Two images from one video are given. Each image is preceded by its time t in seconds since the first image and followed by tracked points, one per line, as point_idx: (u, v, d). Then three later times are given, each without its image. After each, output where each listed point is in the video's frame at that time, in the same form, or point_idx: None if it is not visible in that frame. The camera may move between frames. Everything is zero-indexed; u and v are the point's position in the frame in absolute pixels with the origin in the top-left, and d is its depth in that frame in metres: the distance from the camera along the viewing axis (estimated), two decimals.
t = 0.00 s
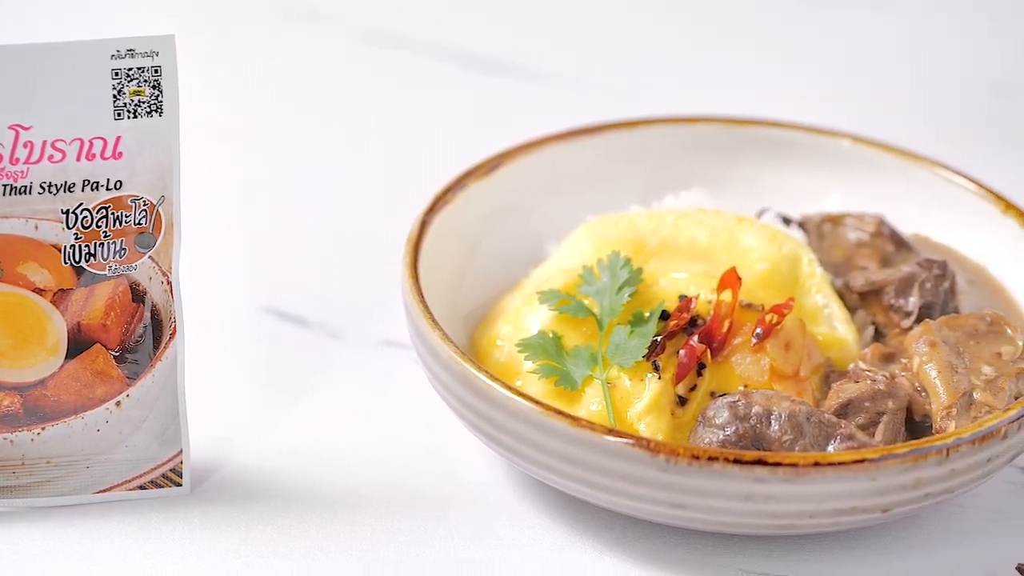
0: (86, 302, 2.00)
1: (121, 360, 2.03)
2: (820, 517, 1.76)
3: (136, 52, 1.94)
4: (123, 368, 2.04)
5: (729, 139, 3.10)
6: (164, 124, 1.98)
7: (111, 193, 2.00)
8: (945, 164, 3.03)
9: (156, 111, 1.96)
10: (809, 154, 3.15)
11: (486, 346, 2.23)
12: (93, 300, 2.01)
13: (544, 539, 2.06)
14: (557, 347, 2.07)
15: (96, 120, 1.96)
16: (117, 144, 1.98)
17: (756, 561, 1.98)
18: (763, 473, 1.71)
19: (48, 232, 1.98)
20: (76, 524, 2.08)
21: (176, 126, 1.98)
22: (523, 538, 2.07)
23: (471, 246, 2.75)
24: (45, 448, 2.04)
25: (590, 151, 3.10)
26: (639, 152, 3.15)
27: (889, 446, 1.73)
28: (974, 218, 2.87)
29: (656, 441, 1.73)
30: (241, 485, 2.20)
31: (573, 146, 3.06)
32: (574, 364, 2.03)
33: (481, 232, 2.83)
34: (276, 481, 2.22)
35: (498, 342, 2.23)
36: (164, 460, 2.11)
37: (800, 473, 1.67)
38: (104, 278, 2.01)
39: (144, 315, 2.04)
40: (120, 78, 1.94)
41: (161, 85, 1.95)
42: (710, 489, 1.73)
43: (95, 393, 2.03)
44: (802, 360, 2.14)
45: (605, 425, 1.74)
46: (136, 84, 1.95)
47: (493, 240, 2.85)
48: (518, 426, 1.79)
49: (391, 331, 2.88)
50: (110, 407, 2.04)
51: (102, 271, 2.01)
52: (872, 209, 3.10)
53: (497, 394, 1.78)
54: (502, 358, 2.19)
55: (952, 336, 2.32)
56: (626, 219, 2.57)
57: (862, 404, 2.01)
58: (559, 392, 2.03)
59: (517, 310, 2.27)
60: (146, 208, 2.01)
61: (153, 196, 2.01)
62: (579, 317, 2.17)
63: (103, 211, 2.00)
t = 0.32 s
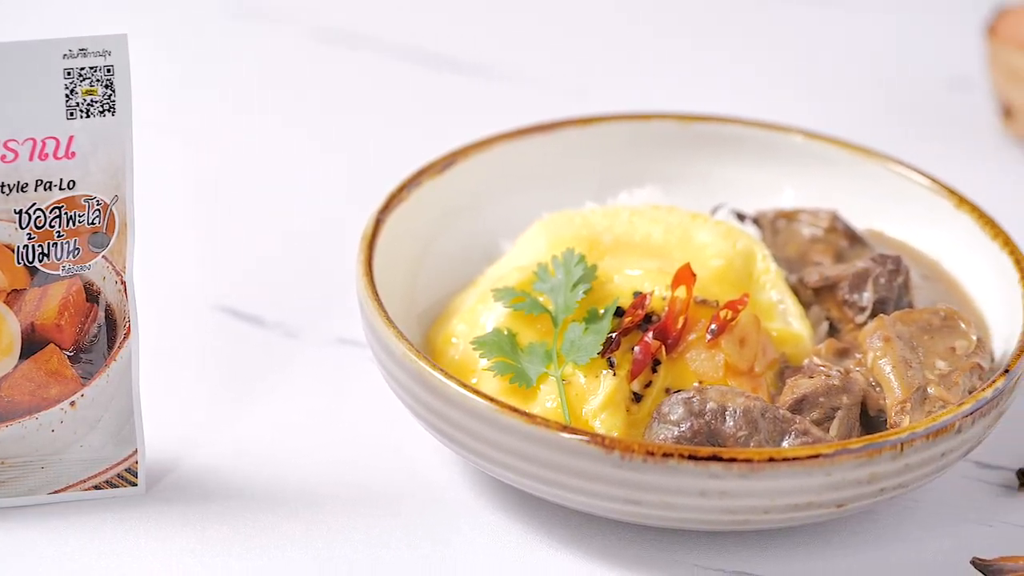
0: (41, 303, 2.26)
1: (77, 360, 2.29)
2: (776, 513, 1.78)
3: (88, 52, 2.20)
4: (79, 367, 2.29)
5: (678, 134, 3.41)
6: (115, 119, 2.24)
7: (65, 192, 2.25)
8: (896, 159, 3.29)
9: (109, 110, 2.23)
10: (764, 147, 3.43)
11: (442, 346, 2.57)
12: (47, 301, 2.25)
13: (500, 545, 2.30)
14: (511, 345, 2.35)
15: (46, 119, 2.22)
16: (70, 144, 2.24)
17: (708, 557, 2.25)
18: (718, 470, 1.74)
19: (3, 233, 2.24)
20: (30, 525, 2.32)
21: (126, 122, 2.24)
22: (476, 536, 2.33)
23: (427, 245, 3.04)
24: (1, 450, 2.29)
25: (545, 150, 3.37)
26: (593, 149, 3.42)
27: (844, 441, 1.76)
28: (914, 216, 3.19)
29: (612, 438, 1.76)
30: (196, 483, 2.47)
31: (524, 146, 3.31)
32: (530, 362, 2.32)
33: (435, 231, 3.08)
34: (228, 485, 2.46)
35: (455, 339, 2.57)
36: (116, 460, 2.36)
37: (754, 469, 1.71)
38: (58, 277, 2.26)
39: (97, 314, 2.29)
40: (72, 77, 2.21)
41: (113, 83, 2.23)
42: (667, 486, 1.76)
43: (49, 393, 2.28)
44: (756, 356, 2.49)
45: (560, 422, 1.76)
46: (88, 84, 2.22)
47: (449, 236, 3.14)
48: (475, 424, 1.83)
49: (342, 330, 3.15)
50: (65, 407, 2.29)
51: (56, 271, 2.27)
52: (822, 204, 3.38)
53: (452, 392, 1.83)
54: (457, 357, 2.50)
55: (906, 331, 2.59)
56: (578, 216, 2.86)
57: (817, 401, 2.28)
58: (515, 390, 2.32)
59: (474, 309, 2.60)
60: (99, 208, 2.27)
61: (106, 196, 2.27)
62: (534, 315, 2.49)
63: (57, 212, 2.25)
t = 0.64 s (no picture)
0: None
1: (33, 361, 2.41)
2: (732, 508, 2.00)
3: (42, 52, 2.35)
4: (34, 368, 2.42)
5: (634, 131, 3.59)
6: (70, 121, 2.37)
7: (20, 192, 2.38)
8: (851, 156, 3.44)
9: (62, 110, 2.36)
10: (717, 144, 3.60)
11: (400, 344, 2.76)
12: (3, 301, 2.37)
13: (454, 542, 2.44)
14: (465, 342, 2.56)
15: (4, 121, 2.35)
16: (24, 144, 2.37)
17: (662, 553, 2.41)
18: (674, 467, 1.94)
19: None
20: None
21: (79, 122, 2.37)
22: (432, 537, 2.46)
23: (383, 241, 3.21)
24: None
25: (497, 150, 3.55)
26: (543, 145, 3.60)
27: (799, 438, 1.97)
28: (870, 211, 3.35)
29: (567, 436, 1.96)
30: (152, 483, 2.59)
31: (469, 146, 3.47)
32: (485, 360, 2.52)
33: (388, 229, 3.25)
34: (185, 483, 2.59)
35: (412, 338, 2.77)
36: (75, 460, 2.47)
37: (708, 465, 1.90)
38: (14, 278, 2.39)
39: (52, 315, 2.41)
40: (26, 78, 2.35)
41: (67, 83, 2.36)
42: (624, 484, 1.96)
43: (6, 393, 2.41)
44: (712, 352, 2.67)
45: (516, 420, 1.96)
46: (42, 85, 2.35)
47: (406, 232, 3.31)
48: (439, 425, 2.04)
49: (301, 330, 3.27)
50: (22, 407, 2.41)
51: (11, 271, 2.38)
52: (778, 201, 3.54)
53: (407, 391, 2.04)
54: (414, 356, 2.70)
55: (861, 326, 2.78)
56: (534, 214, 3.06)
57: (772, 397, 2.47)
58: (470, 388, 2.51)
59: (430, 308, 2.80)
60: (54, 208, 2.40)
61: (60, 197, 2.40)
62: (489, 314, 2.69)
63: (11, 212, 2.38)
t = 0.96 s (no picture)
0: None
1: None
2: (692, 504, 2.09)
3: None
4: None
5: (593, 129, 3.71)
6: (26, 119, 2.44)
7: None
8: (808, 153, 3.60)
9: (19, 110, 2.43)
10: (674, 140, 3.73)
11: (358, 343, 2.86)
12: None
13: (413, 542, 2.52)
14: (425, 341, 2.63)
15: None
16: None
17: (622, 551, 2.50)
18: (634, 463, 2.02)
19: None
20: None
21: (35, 122, 2.44)
22: (391, 537, 2.53)
23: (343, 238, 3.29)
24: None
25: (456, 148, 3.65)
26: (503, 143, 3.72)
27: (758, 435, 2.06)
28: (826, 208, 3.50)
29: (527, 434, 2.04)
30: (109, 484, 2.64)
31: (421, 145, 3.54)
32: (444, 358, 2.59)
33: (347, 226, 3.33)
34: (146, 483, 2.64)
35: (370, 337, 2.87)
36: (34, 460, 2.53)
37: (666, 462, 1.98)
38: None
39: (11, 315, 2.49)
40: None
41: (22, 83, 2.44)
42: (583, 481, 2.04)
43: None
44: (671, 350, 2.76)
45: (476, 419, 2.04)
46: None
47: (364, 231, 3.40)
48: (402, 427, 2.12)
49: (260, 330, 3.33)
50: None
51: None
52: (736, 198, 3.68)
53: (367, 389, 2.11)
54: (374, 356, 2.80)
55: (820, 322, 2.86)
56: (493, 211, 3.18)
57: (732, 393, 2.58)
58: (431, 385, 2.59)
59: (389, 306, 2.88)
60: (11, 208, 2.46)
61: (17, 197, 2.46)
62: (450, 312, 2.78)
63: None
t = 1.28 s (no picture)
0: None
1: None
2: (656, 501, 2.18)
3: None
4: None
5: (557, 126, 3.73)
6: None
7: None
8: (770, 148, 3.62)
9: None
10: (638, 137, 3.75)
11: (321, 341, 2.86)
12: None
13: (377, 540, 2.54)
14: (389, 339, 2.66)
15: None
16: None
17: (586, 548, 2.53)
18: (599, 461, 2.10)
19: None
20: None
21: None
22: (355, 535, 2.56)
23: (307, 238, 3.32)
24: None
25: (421, 146, 3.66)
26: (466, 140, 3.72)
27: (722, 432, 2.14)
28: (791, 205, 3.54)
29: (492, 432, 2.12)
30: (70, 486, 2.65)
31: (383, 144, 3.56)
32: (408, 356, 2.63)
33: (311, 225, 3.35)
34: (110, 484, 2.66)
35: (333, 335, 2.86)
36: None
37: (632, 460, 2.07)
38: None
39: None
40: None
41: None
42: (548, 479, 2.13)
43: None
44: (636, 347, 2.80)
45: (440, 417, 2.12)
46: None
47: (329, 230, 3.43)
48: (368, 428, 2.20)
49: (223, 328, 3.34)
50: None
51: None
52: (698, 194, 3.71)
53: (332, 389, 2.21)
54: (337, 355, 2.82)
55: (784, 319, 2.90)
56: (457, 210, 3.19)
57: (696, 390, 2.62)
58: (395, 382, 2.62)
59: (352, 304, 2.89)
60: None
61: None
62: (413, 310, 2.79)
63: None
